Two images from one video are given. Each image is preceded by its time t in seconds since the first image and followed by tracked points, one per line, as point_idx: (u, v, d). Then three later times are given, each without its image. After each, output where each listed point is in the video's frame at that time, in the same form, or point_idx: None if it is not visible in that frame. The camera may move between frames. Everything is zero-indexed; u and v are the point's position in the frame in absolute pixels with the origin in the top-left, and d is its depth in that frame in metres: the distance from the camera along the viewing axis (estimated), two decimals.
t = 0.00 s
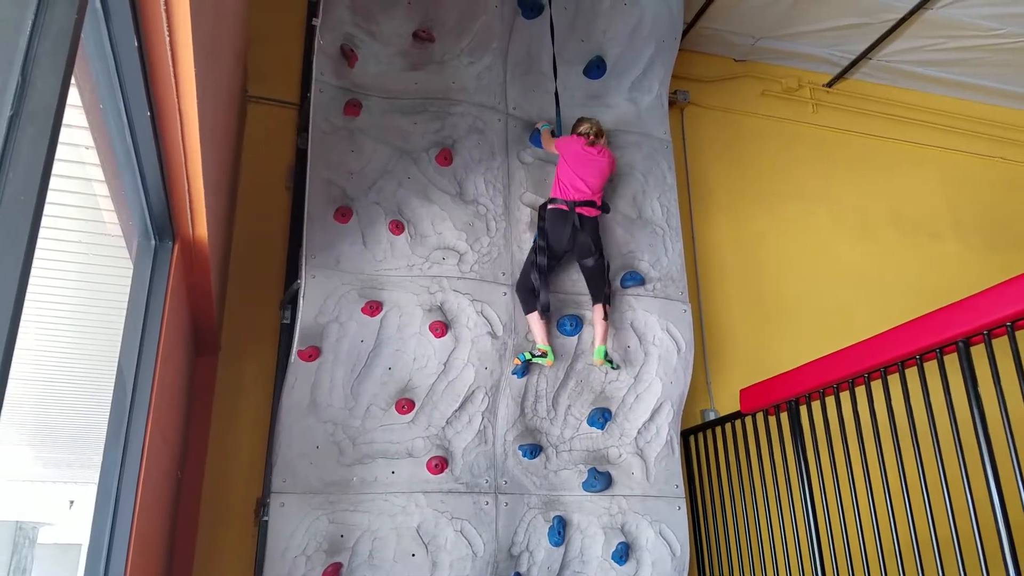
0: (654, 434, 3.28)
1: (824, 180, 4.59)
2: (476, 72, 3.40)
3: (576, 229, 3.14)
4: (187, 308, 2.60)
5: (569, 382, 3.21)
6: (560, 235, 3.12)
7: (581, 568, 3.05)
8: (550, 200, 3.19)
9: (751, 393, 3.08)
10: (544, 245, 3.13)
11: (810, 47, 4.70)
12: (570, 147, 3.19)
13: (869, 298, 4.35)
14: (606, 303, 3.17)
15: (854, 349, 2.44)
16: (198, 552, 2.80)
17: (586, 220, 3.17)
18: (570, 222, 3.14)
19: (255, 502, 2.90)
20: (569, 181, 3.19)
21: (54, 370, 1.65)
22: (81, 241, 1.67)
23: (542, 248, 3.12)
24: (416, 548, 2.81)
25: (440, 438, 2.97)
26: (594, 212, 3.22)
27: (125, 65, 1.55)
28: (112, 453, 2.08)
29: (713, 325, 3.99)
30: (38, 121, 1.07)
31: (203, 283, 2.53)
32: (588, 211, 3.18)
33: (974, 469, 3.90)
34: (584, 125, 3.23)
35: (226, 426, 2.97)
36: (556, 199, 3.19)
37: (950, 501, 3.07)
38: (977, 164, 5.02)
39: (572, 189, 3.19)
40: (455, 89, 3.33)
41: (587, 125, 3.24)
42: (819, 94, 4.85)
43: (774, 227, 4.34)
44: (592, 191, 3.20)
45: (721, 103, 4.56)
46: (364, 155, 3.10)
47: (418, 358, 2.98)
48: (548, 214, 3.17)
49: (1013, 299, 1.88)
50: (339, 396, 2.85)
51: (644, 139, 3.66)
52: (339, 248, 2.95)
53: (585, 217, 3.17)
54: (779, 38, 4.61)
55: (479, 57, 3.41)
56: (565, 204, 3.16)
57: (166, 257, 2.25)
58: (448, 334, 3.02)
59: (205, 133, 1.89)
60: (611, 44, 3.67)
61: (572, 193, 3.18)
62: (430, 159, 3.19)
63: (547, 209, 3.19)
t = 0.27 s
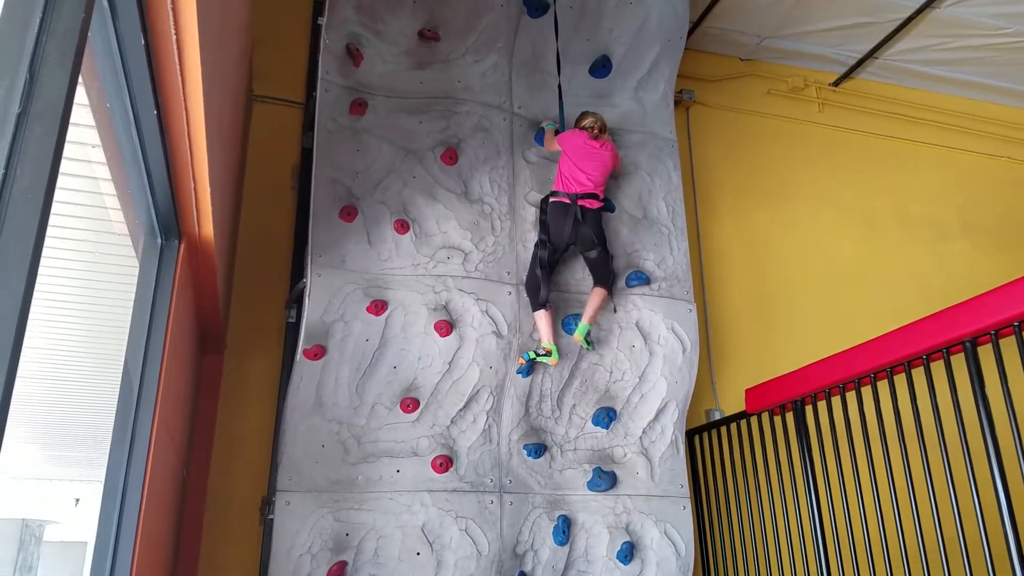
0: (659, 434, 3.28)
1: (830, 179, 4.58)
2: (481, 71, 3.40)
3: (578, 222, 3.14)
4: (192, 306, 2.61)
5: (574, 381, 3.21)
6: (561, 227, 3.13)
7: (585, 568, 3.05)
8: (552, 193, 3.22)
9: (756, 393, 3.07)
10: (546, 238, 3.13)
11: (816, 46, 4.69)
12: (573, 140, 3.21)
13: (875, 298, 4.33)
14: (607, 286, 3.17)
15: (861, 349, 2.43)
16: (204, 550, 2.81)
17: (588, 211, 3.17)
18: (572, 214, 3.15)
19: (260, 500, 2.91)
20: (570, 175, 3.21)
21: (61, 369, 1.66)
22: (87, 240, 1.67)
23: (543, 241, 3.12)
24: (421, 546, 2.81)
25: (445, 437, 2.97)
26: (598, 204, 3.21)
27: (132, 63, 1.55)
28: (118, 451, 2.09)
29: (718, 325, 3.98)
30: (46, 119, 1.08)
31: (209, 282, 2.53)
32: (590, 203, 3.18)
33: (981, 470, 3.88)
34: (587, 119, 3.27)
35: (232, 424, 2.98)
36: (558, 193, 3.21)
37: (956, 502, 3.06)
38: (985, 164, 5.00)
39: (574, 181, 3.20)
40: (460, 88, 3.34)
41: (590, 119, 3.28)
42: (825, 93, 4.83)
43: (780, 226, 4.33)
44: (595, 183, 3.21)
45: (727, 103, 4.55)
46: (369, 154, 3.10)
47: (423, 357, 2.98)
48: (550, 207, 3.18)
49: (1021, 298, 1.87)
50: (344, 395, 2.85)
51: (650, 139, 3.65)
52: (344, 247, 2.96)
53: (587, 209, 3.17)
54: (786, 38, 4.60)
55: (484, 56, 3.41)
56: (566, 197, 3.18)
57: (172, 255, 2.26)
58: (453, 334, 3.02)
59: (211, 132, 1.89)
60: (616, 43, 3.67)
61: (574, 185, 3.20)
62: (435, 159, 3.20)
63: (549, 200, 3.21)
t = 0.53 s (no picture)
0: (661, 433, 3.27)
1: (834, 179, 4.56)
2: (485, 70, 3.39)
3: (579, 220, 3.15)
4: (195, 304, 2.61)
5: (577, 379, 3.20)
6: (562, 225, 3.15)
7: (588, 567, 3.05)
8: (554, 193, 3.23)
9: (759, 393, 3.06)
10: (546, 239, 3.14)
11: (821, 45, 4.67)
12: (575, 140, 3.21)
13: (879, 298, 4.32)
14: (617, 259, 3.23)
15: (864, 349, 2.42)
16: (206, 548, 2.81)
17: (590, 209, 3.17)
18: (572, 214, 3.16)
19: (263, 498, 2.91)
20: (571, 174, 3.22)
21: (64, 365, 1.66)
22: (90, 237, 1.67)
23: (544, 241, 3.14)
24: (423, 545, 2.81)
25: (447, 436, 2.97)
26: (600, 202, 3.21)
27: (135, 59, 1.55)
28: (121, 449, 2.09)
29: (722, 324, 3.97)
30: (51, 115, 1.08)
31: (212, 279, 2.53)
32: (592, 201, 3.18)
33: (984, 471, 3.87)
34: (590, 118, 3.23)
35: (235, 422, 2.98)
36: (559, 192, 3.21)
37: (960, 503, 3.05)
38: (990, 165, 4.98)
39: (575, 181, 3.21)
40: (464, 86, 3.33)
41: (593, 117, 3.24)
42: (830, 93, 4.82)
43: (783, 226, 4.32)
44: (596, 182, 3.20)
45: (731, 102, 4.54)
46: (373, 152, 3.10)
47: (426, 355, 2.98)
48: (551, 207, 3.20)
49: None
50: (347, 393, 2.85)
51: (654, 137, 3.65)
52: (347, 245, 2.95)
53: (589, 207, 3.18)
54: (790, 37, 4.59)
55: (488, 54, 3.41)
56: (568, 196, 3.19)
57: (175, 252, 2.26)
58: (456, 332, 3.02)
59: (214, 129, 1.89)
60: (621, 42, 3.66)
61: (576, 185, 3.20)
62: (439, 157, 3.19)
63: (550, 200, 3.22)
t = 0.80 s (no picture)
0: (663, 433, 3.27)
1: (836, 178, 4.56)
2: (486, 69, 3.39)
3: (582, 220, 3.16)
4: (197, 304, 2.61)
5: (578, 379, 3.20)
6: (565, 224, 3.16)
7: (589, 566, 3.04)
8: (557, 192, 3.23)
9: (760, 392, 3.06)
10: (549, 239, 3.15)
11: (822, 44, 4.67)
12: (576, 139, 3.21)
13: (880, 296, 4.32)
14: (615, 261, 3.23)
15: (866, 348, 2.42)
16: (208, 547, 2.81)
17: (593, 209, 3.18)
18: (575, 213, 3.17)
19: (265, 497, 2.91)
20: (574, 173, 3.21)
21: (66, 365, 1.65)
22: (92, 237, 1.67)
23: (546, 240, 3.15)
24: (425, 544, 2.81)
25: (449, 435, 2.97)
26: (603, 202, 3.21)
27: (137, 58, 1.55)
28: (123, 448, 2.09)
29: (723, 323, 3.97)
30: (54, 114, 1.08)
31: (214, 279, 2.53)
32: (595, 201, 3.18)
33: (986, 470, 3.87)
34: (594, 117, 3.20)
35: (237, 422, 2.98)
36: (562, 192, 3.21)
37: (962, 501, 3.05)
38: (991, 163, 4.98)
39: (578, 180, 3.20)
40: (465, 86, 3.33)
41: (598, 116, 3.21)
42: (831, 92, 4.82)
43: (785, 225, 4.32)
44: (599, 182, 3.20)
45: (732, 101, 4.54)
46: (374, 151, 3.10)
47: (427, 355, 2.98)
48: (553, 206, 3.21)
49: None
50: (349, 392, 2.86)
51: (655, 137, 3.64)
52: (349, 245, 2.95)
53: (592, 207, 3.18)
54: (791, 36, 4.58)
55: (490, 54, 3.41)
56: (571, 196, 3.19)
57: (177, 252, 2.27)
58: (458, 332, 3.01)
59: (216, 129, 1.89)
60: (622, 41, 3.66)
61: (579, 184, 3.20)
62: (440, 156, 3.19)
63: (553, 200, 3.22)
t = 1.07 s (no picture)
0: (663, 433, 3.27)
1: (836, 179, 4.56)
2: (487, 69, 3.39)
3: (583, 220, 3.17)
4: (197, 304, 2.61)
5: (578, 379, 3.20)
6: (566, 224, 3.16)
7: (589, 567, 3.04)
8: (557, 192, 3.22)
9: (760, 392, 3.06)
10: (550, 238, 3.15)
11: (822, 45, 4.67)
12: (579, 141, 3.20)
13: (880, 297, 4.32)
14: (613, 265, 3.22)
15: (865, 348, 2.42)
16: (208, 547, 2.81)
17: (593, 210, 3.18)
18: (576, 213, 3.17)
19: (264, 498, 2.91)
20: (575, 174, 3.21)
21: (66, 365, 1.66)
22: (92, 238, 1.67)
23: (547, 240, 3.15)
24: (425, 544, 2.81)
25: (449, 436, 2.97)
26: (603, 203, 3.22)
27: (137, 59, 1.55)
28: (122, 449, 2.09)
29: (723, 324, 3.97)
30: (55, 115, 1.09)
31: (214, 279, 2.53)
32: (595, 202, 3.19)
33: (986, 471, 3.87)
34: (596, 119, 3.19)
35: (237, 422, 2.98)
36: (563, 192, 3.21)
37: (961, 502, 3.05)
38: (991, 164, 4.98)
39: (578, 181, 3.20)
40: (466, 86, 3.33)
41: (601, 118, 3.19)
42: (831, 92, 4.82)
43: (785, 226, 4.32)
44: (599, 183, 3.20)
45: (732, 102, 4.54)
46: (375, 152, 3.10)
47: (427, 355, 2.98)
48: (554, 206, 3.20)
49: None
50: (349, 392, 2.86)
51: (655, 137, 3.64)
52: (349, 245, 2.96)
53: (592, 208, 3.19)
54: (791, 36, 4.58)
55: (490, 54, 3.41)
56: (572, 196, 3.19)
57: (177, 252, 2.27)
58: (458, 332, 3.01)
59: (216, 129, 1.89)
60: (622, 42, 3.66)
61: (579, 185, 3.20)
62: (441, 157, 3.19)
63: (553, 200, 3.22)
